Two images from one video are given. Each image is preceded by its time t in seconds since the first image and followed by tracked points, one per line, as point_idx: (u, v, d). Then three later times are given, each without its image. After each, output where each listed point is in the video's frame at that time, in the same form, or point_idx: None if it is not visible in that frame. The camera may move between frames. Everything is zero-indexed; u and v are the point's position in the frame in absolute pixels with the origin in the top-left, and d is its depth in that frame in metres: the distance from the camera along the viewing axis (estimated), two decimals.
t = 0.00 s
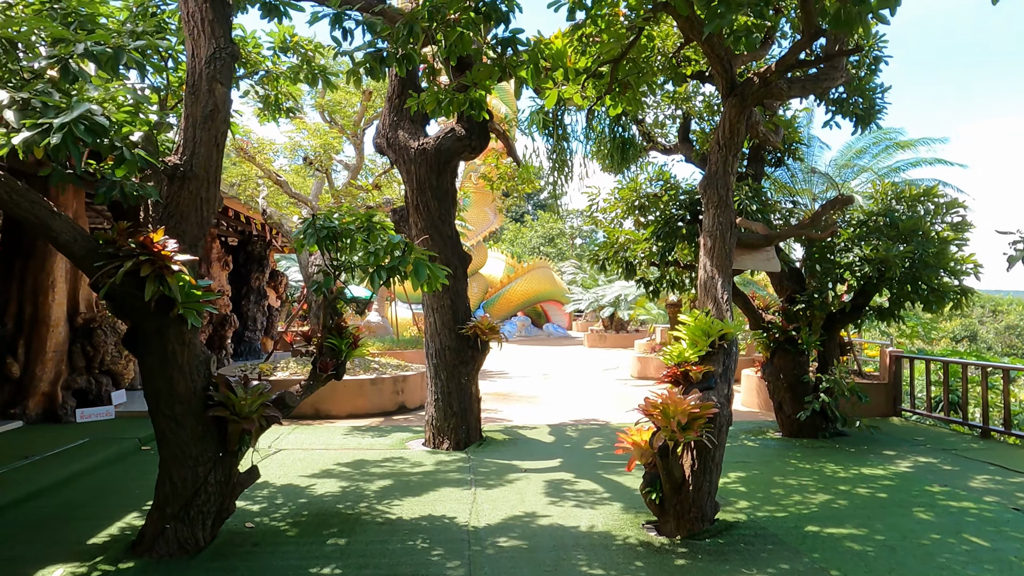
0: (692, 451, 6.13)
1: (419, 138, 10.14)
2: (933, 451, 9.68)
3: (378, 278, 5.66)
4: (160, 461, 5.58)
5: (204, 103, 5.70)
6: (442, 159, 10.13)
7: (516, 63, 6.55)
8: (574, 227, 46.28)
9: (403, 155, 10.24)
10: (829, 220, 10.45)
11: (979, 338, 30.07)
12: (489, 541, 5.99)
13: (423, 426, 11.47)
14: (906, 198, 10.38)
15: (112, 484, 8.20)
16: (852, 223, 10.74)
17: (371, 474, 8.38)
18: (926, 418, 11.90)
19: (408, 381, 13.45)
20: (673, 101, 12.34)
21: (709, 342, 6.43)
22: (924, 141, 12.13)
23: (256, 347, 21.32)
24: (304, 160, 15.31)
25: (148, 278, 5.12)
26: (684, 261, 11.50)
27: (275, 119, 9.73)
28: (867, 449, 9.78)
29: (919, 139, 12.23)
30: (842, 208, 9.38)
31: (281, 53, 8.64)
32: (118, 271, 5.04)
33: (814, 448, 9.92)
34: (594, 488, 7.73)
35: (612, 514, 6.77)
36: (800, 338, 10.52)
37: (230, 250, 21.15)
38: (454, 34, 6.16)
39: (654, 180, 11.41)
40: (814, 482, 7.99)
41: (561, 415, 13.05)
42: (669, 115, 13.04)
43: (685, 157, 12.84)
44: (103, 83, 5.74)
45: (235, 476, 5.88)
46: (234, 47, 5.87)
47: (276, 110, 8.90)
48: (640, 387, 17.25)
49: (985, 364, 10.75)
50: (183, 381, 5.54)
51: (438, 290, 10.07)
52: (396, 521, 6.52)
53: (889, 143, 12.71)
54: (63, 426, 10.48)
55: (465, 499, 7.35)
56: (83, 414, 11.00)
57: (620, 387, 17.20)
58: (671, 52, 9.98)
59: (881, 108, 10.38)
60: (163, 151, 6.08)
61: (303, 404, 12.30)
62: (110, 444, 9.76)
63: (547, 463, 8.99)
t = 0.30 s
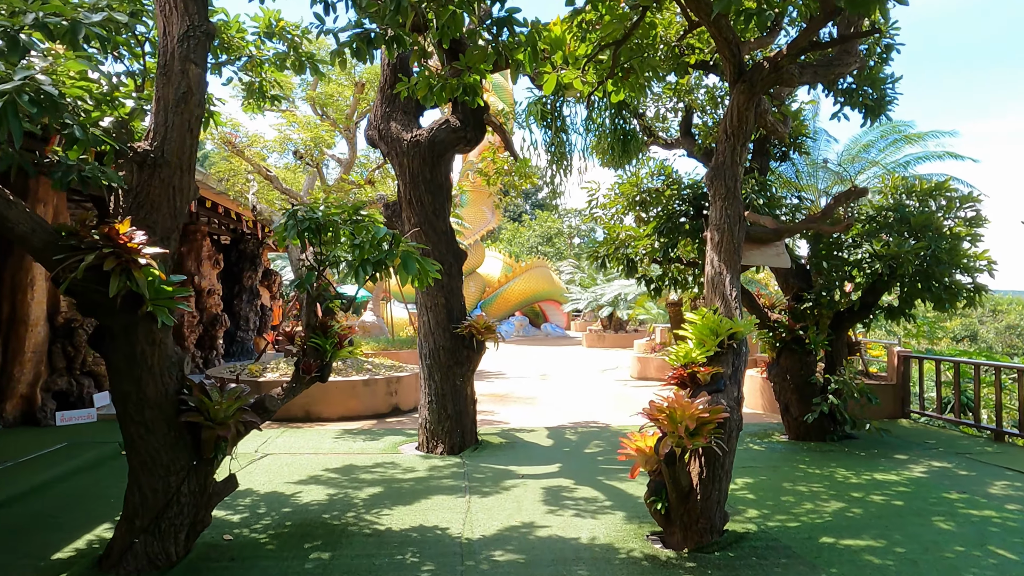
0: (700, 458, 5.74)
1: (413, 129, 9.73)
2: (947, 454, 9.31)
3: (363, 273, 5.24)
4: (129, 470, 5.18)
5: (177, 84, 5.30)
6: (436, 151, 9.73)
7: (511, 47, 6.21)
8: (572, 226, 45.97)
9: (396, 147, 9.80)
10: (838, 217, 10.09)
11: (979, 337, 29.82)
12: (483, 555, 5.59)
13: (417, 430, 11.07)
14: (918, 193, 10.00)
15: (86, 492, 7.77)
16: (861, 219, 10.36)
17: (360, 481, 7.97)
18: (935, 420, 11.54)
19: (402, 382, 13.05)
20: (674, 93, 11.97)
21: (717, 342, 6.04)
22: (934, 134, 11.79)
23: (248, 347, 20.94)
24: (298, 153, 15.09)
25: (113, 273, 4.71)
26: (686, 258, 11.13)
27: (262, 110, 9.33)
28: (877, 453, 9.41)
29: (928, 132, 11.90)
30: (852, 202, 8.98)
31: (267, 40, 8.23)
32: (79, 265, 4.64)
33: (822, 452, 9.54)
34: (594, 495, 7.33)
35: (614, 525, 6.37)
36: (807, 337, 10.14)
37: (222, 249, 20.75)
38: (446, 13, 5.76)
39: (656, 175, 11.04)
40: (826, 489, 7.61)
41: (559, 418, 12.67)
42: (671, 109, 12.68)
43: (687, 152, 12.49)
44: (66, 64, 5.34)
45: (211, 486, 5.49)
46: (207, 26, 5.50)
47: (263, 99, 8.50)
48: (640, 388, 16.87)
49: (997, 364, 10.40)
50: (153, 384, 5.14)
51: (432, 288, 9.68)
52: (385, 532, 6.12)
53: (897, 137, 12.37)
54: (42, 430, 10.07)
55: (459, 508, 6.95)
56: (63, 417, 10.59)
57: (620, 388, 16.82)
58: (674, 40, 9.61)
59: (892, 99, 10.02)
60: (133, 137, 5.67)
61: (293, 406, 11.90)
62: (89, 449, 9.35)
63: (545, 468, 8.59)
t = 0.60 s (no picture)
0: (706, 473, 5.35)
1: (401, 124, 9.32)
2: (958, 462, 8.96)
3: (341, 274, 4.82)
4: (85, 488, 4.75)
5: (138, 67, 4.87)
6: (426, 146, 9.31)
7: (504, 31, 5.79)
8: (567, 226, 45.61)
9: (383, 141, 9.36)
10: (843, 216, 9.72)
11: (975, 337, 29.62)
12: None
13: (407, 436, 10.64)
14: (926, 190, 9.64)
15: (53, 502, 7.29)
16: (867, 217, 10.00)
17: (345, 493, 7.54)
18: (941, 425, 11.21)
19: (392, 386, 12.63)
20: (673, 87, 11.59)
21: (724, 348, 5.65)
22: (939, 130, 11.46)
23: (236, 349, 20.44)
24: (284, 149, 14.63)
25: (64, 274, 4.27)
26: (686, 258, 10.74)
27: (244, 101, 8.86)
28: (886, 461, 9.04)
29: (934, 128, 11.55)
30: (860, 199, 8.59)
31: (246, 27, 7.78)
32: (25, 265, 4.20)
33: (828, 460, 9.17)
34: (592, 509, 6.93)
35: (614, 542, 5.96)
36: (812, 340, 9.77)
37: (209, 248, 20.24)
38: None
39: (655, 172, 10.65)
40: (836, 501, 7.22)
41: (554, 423, 12.27)
42: (669, 104, 12.30)
43: (686, 149, 12.11)
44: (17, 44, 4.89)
45: (176, 505, 5.07)
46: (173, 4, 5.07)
47: (244, 89, 8.04)
48: (637, 391, 16.49)
49: (1007, 368, 10.07)
50: (111, 395, 4.69)
51: (422, 289, 9.26)
52: (368, 552, 5.71)
53: (902, 134, 12.02)
54: (11, 438, 9.58)
55: (448, 523, 6.53)
56: (35, 423, 10.04)
57: (617, 391, 16.43)
58: (673, 31, 9.21)
59: (899, 93, 9.65)
60: (92, 125, 5.23)
61: (278, 411, 11.44)
62: (59, 458, 8.85)
63: (540, 479, 8.18)
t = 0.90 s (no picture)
0: (718, 479, 4.96)
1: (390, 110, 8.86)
2: (970, 464, 8.63)
3: (321, 264, 4.38)
4: (38, 500, 4.33)
5: (96, 36, 4.42)
6: (416, 134, 8.87)
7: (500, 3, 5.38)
8: (560, 222, 45.26)
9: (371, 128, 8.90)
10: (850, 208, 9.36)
11: (969, 334, 29.51)
12: None
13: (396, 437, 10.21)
14: (936, 181, 9.30)
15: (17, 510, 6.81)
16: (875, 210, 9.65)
17: (330, 500, 7.11)
18: (947, 424, 10.91)
19: (382, 385, 12.19)
20: (672, 76, 11.21)
21: (736, 345, 5.27)
22: (946, 121, 11.14)
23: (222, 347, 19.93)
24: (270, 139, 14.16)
25: (9, 263, 3.81)
26: (687, 252, 10.36)
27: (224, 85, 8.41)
28: (895, 462, 8.71)
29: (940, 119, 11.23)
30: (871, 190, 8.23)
31: (223, 4, 7.31)
32: None
33: (836, 461, 8.81)
34: (592, 516, 6.53)
35: (618, 554, 5.55)
36: (818, 337, 9.40)
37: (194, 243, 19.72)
38: None
39: (654, 162, 10.27)
40: (848, 506, 6.86)
41: (550, 422, 11.88)
42: (668, 94, 11.92)
43: (685, 140, 11.73)
44: None
45: (141, 516, 4.59)
46: None
47: (222, 71, 7.58)
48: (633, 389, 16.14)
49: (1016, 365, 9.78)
50: (66, 398, 4.24)
51: (412, 284, 8.84)
52: (353, 566, 5.28)
53: (907, 125, 11.70)
54: None
55: (440, 532, 6.11)
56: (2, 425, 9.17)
57: (612, 390, 16.05)
58: (675, 14, 8.82)
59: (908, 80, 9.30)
60: (49, 102, 4.77)
61: (263, 411, 10.99)
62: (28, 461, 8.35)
63: (537, 483, 7.77)
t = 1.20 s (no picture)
0: (737, 493, 4.59)
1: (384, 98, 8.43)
2: (989, 468, 8.27)
3: (303, 261, 3.99)
4: None
5: (55, 11, 4.04)
6: (412, 124, 8.43)
7: None
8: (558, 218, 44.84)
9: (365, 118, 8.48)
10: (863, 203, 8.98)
11: (971, 331, 29.21)
12: None
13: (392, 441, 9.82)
14: (954, 174, 8.92)
15: None
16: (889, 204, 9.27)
17: (320, 510, 6.72)
18: (961, 425, 10.55)
19: (377, 386, 11.80)
20: (678, 65, 10.80)
21: (754, 348, 4.89)
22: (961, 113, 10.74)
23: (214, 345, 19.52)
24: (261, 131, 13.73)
25: None
26: (693, 248, 9.98)
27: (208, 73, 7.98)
28: (911, 467, 8.35)
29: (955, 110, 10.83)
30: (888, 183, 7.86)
31: None
32: None
33: (850, 466, 8.44)
34: (598, 528, 6.15)
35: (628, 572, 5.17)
36: (831, 336, 9.02)
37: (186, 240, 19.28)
38: None
39: (659, 155, 9.87)
40: (868, 516, 6.49)
41: (550, 424, 11.50)
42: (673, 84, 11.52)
43: (690, 133, 11.33)
44: None
45: (109, 539, 4.18)
46: None
47: (205, 56, 7.16)
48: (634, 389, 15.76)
49: None
50: (22, 410, 3.83)
51: (407, 282, 8.45)
52: None
53: (919, 116, 11.30)
54: None
55: (436, 547, 5.72)
56: None
57: (614, 389, 15.68)
58: None
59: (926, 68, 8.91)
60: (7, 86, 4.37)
61: (254, 414, 10.58)
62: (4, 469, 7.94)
63: (539, 491, 7.39)
